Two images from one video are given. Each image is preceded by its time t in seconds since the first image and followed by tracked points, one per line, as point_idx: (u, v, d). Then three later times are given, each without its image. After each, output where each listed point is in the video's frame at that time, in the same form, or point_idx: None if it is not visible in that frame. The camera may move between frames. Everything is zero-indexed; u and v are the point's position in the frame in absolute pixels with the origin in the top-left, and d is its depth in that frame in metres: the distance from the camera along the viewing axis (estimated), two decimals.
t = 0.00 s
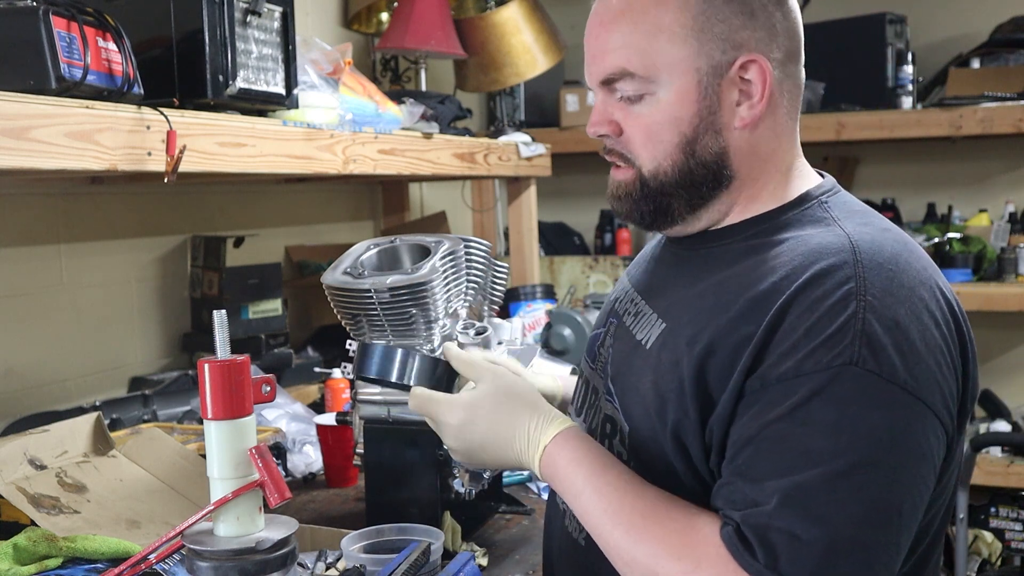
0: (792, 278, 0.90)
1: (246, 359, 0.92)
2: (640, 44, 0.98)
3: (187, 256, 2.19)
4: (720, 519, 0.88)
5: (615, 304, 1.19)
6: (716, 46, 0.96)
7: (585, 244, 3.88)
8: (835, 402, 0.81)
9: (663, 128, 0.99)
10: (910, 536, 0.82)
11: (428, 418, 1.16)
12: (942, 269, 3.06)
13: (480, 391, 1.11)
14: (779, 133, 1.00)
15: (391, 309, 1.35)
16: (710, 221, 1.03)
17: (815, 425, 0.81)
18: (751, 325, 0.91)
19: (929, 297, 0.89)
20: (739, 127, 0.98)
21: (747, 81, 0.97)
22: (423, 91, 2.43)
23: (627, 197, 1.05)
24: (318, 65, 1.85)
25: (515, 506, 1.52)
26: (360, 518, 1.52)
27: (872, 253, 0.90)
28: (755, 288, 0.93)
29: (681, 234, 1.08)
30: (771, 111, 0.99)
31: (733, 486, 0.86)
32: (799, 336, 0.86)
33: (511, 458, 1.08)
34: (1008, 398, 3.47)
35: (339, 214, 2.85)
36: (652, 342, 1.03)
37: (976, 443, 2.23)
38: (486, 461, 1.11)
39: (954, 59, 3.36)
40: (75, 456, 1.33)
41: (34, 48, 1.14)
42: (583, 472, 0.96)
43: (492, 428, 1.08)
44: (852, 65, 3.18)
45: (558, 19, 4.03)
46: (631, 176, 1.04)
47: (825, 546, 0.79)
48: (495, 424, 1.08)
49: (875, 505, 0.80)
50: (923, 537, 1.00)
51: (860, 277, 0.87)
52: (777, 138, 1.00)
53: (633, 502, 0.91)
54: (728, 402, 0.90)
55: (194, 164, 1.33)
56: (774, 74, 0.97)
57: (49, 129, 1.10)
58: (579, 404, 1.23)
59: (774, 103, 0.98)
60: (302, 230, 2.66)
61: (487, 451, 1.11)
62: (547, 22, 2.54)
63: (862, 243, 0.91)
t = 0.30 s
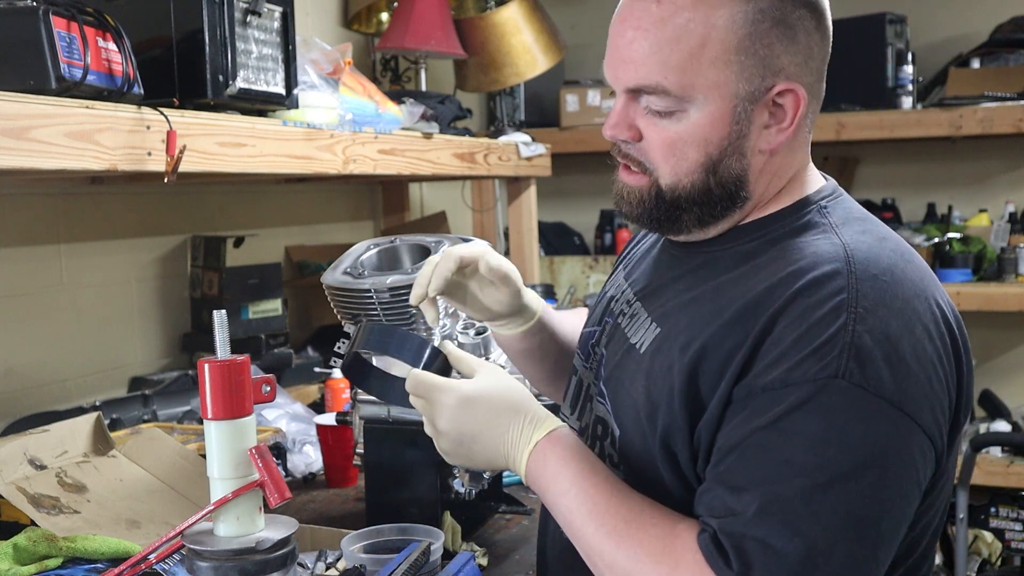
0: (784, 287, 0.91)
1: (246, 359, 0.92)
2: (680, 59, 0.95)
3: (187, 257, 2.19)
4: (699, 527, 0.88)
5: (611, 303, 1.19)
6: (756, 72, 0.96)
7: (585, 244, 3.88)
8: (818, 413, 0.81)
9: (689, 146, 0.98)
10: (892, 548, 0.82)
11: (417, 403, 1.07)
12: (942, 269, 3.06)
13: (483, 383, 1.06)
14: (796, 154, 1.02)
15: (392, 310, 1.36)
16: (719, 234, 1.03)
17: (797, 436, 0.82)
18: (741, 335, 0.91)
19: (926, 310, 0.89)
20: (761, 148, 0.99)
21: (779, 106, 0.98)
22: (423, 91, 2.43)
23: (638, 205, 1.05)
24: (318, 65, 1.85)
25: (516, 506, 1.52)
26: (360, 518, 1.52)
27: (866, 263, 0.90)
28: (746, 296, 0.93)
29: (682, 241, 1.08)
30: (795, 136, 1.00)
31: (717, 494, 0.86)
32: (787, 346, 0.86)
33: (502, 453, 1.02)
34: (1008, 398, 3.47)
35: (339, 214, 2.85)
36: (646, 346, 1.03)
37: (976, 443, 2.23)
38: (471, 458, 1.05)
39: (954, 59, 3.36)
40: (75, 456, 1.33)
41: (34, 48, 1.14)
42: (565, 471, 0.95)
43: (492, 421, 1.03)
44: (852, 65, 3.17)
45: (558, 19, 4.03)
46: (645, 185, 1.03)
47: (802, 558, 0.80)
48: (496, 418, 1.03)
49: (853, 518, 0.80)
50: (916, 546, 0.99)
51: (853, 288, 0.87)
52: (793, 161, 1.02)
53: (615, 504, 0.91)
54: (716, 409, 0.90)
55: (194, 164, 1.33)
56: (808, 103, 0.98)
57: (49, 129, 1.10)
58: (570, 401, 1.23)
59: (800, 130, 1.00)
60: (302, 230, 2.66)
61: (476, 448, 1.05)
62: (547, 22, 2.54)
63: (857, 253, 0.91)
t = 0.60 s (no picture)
0: (790, 297, 0.91)
1: (246, 359, 0.92)
2: (683, 65, 0.95)
3: (187, 257, 2.19)
4: (691, 537, 0.88)
5: (605, 307, 1.19)
6: (759, 80, 0.96)
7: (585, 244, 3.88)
8: (819, 425, 0.82)
9: (689, 153, 0.98)
10: (888, 561, 0.82)
11: (397, 407, 1.04)
12: (942, 269, 3.06)
13: (466, 389, 1.05)
14: (797, 161, 1.02)
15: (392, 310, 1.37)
16: (716, 241, 1.03)
17: (797, 449, 0.82)
18: (746, 344, 0.91)
19: (931, 324, 0.89)
20: (762, 156, 1.00)
21: (782, 114, 0.99)
22: (423, 91, 2.43)
23: (636, 209, 1.05)
24: (318, 65, 1.85)
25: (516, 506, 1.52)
26: (360, 518, 1.52)
27: (873, 274, 0.90)
28: (749, 306, 0.93)
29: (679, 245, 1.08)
30: (797, 144, 1.01)
31: (712, 501, 0.85)
32: (792, 357, 0.86)
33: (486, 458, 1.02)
34: (1008, 398, 3.47)
35: (339, 214, 2.85)
36: (647, 355, 1.03)
37: (975, 443, 2.23)
38: (451, 464, 1.04)
39: (954, 59, 3.36)
40: (76, 456, 1.33)
41: (34, 48, 1.14)
42: (550, 479, 0.95)
43: (475, 428, 1.02)
44: (852, 65, 3.17)
45: (558, 19, 4.03)
46: (643, 189, 1.03)
47: (797, 569, 0.80)
48: (479, 425, 1.02)
49: (851, 533, 0.80)
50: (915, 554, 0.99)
51: (859, 300, 0.87)
52: (794, 169, 1.02)
53: (602, 513, 0.92)
54: (717, 417, 0.91)
55: (194, 164, 1.33)
56: (811, 112, 0.99)
57: (49, 129, 1.10)
58: (559, 407, 1.22)
59: (802, 138, 1.01)
60: (302, 230, 2.66)
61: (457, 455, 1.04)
62: (547, 22, 2.54)
63: (864, 263, 0.91)
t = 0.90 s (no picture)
0: (788, 296, 0.91)
1: (246, 359, 0.92)
2: (677, 63, 0.95)
3: (187, 257, 2.19)
4: (683, 534, 0.88)
5: (600, 307, 1.19)
6: (754, 78, 0.96)
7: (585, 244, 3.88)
8: (814, 424, 0.82)
9: (684, 151, 0.98)
10: (881, 561, 0.82)
11: (387, 403, 1.05)
12: (942, 269, 3.06)
13: (457, 386, 1.05)
14: (792, 160, 1.02)
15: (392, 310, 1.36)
16: (712, 241, 1.03)
17: (791, 447, 0.82)
18: (743, 343, 0.91)
19: (929, 324, 0.89)
20: (757, 155, 1.00)
21: (777, 112, 0.98)
22: (423, 91, 2.43)
23: (631, 208, 1.05)
24: (318, 64, 1.85)
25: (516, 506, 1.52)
26: (360, 518, 1.52)
27: (871, 274, 0.90)
28: (746, 305, 0.93)
29: (675, 245, 1.09)
30: (792, 142, 1.01)
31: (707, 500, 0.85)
32: (787, 356, 0.86)
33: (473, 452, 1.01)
34: (1008, 398, 3.47)
35: (339, 215, 2.85)
36: (643, 354, 1.03)
37: (976, 443, 2.24)
38: (439, 462, 1.03)
39: (954, 59, 3.36)
40: (75, 456, 1.33)
41: (34, 48, 1.14)
42: (539, 476, 0.95)
43: (464, 424, 1.02)
44: (852, 65, 3.17)
45: (558, 19, 4.03)
46: (638, 188, 1.03)
47: (789, 567, 0.80)
48: (468, 422, 1.02)
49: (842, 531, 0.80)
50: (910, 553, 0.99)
51: (856, 300, 0.87)
52: (790, 168, 1.02)
53: (592, 509, 0.92)
54: (713, 415, 0.91)
55: (194, 164, 1.33)
56: (806, 110, 0.99)
57: (49, 129, 1.10)
58: (555, 407, 1.22)
59: (798, 137, 1.00)
60: (302, 230, 2.66)
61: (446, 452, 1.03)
62: (547, 22, 2.54)
63: (862, 264, 0.91)
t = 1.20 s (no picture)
0: (790, 292, 0.91)
1: (246, 359, 0.92)
2: (692, 54, 0.95)
3: (187, 257, 2.19)
4: (676, 520, 0.89)
5: (602, 304, 1.19)
6: (766, 75, 0.96)
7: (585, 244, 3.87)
8: (811, 417, 0.82)
9: (691, 142, 0.98)
10: (873, 556, 0.82)
11: (387, 371, 1.07)
12: (942, 269, 3.06)
13: (456, 359, 1.05)
14: (798, 161, 1.02)
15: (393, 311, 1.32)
16: (713, 234, 1.04)
17: (788, 438, 0.82)
18: (744, 337, 0.91)
19: (931, 324, 0.89)
20: (762, 153, 1.00)
21: (786, 111, 0.98)
22: (423, 91, 2.43)
23: (635, 197, 1.05)
24: (318, 64, 1.85)
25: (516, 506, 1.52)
26: (360, 518, 1.52)
27: (874, 273, 0.90)
28: (748, 301, 0.93)
29: (677, 237, 1.09)
30: (800, 142, 1.01)
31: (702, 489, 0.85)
32: (788, 350, 0.87)
33: (468, 426, 1.01)
34: (1008, 398, 3.47)
35: (339, 215, 2.85)
36: (644, 350, 1.03)
37: (976, 443, 2.23)
38: (434, 434, 1.04)
39: (954, 59, 3.36)
40: (75, 456, 1.33)
41: (34, 48, 1.14)
42: (535, 457, 0.95)
43: (458, 397, 1.02)
44: (852, 65, 3.17)
45: (558, 19, 4.03)
46: (642, 177, 1.04)
47: (780, 556, 0.80)
48: (464, 396, 1.02)
49: (831, 520, 0.80)
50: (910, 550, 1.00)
51: (859, 296, 0.87)
52: (795, 170, 1.03)
53: (586, 492, 0.91)
54: (713, 409, 0.91)
55: (194, 164, 1.33)
56: (816, 111, 0.99)
57: (49, 129, 1.10)
58: (557, 404, 1.23)
59: (806, 138, 1.01)
60: (302, 230, 2.66)
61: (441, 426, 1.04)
62: (547, 22, 2.53)
63: (865, 263, 0.91)
